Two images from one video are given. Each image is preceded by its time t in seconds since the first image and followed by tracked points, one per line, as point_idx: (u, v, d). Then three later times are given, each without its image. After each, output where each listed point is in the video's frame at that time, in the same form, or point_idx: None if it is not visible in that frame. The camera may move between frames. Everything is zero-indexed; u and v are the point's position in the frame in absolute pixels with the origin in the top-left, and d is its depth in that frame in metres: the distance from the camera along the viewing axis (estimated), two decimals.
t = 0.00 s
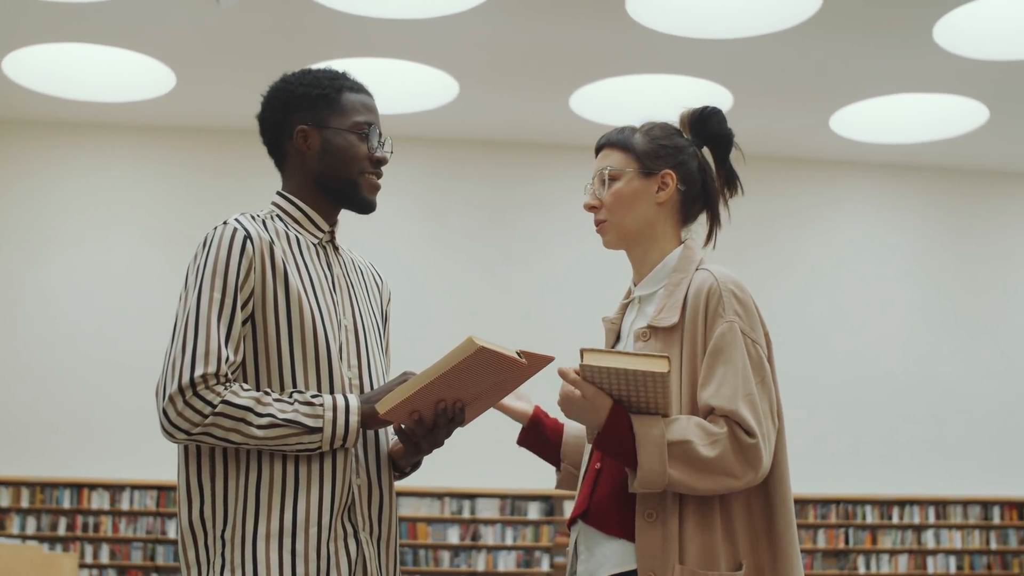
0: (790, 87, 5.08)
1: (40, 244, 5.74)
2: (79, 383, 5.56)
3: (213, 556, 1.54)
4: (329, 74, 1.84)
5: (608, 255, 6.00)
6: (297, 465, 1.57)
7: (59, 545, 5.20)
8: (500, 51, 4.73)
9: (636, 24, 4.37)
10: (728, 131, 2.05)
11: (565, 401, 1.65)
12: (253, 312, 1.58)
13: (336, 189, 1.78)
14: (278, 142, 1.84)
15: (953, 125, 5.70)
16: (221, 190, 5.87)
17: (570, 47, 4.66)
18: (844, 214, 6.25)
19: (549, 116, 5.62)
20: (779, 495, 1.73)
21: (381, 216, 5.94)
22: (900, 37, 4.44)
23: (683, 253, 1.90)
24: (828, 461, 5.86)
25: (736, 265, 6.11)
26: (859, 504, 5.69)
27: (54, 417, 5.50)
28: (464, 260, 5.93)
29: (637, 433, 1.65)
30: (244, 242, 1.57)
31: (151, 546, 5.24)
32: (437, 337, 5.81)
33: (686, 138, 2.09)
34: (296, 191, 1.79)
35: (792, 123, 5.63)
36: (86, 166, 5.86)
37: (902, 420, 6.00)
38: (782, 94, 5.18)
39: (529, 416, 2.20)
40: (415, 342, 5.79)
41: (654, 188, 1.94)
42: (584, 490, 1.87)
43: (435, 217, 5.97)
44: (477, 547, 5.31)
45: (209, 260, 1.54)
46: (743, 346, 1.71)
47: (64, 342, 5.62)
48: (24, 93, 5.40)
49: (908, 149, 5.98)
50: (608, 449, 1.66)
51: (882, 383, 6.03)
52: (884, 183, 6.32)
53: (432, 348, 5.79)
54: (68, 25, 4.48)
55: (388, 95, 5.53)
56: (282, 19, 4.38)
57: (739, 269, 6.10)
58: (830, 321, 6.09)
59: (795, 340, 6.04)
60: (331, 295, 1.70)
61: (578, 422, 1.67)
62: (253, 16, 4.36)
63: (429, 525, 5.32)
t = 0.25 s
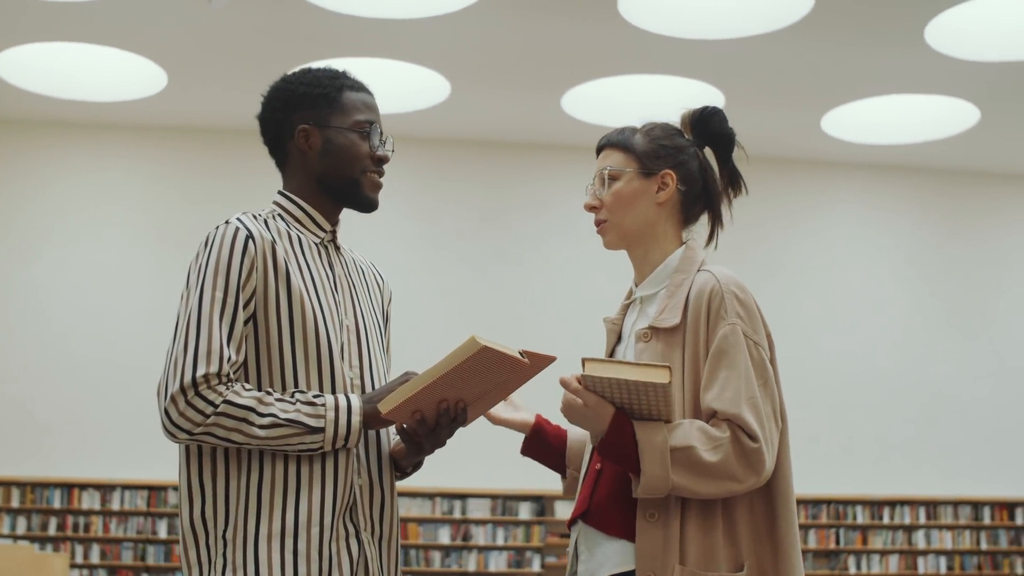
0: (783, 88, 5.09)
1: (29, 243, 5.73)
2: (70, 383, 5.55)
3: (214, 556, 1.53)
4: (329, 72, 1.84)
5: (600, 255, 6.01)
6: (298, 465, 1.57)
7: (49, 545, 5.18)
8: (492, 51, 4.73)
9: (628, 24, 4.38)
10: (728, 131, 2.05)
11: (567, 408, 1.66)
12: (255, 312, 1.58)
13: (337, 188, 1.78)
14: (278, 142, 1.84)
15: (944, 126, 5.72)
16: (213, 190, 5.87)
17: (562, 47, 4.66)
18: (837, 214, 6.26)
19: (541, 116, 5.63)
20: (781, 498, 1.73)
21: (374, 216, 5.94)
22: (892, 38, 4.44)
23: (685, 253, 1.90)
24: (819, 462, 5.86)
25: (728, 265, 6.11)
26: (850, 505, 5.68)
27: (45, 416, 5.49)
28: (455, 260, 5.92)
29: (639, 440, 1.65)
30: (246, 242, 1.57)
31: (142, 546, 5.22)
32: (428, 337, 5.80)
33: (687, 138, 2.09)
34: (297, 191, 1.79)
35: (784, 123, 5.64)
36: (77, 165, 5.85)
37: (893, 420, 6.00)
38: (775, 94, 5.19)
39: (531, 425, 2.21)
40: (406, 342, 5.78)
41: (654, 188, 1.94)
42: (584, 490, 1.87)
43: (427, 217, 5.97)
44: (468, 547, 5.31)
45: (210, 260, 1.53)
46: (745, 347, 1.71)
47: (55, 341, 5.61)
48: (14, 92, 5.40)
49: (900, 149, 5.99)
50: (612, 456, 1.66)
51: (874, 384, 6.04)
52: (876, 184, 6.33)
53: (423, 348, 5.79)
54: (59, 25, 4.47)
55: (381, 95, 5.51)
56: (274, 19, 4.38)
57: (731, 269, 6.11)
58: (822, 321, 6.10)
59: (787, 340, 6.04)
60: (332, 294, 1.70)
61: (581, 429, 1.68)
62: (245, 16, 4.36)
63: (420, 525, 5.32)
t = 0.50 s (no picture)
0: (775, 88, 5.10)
1: (18, 242, 5.72)
2: (59, 382, 5.53)
3: (218, 555, 1.53)
4: (331, 71, 1.83)
5: (592, 255, 6.01)
6: (302, 465, 1.57)
7: (40, 544, 5.14)
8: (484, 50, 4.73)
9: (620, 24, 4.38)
10: (730, 132, 2.06)
11: (570, 419, 1.67)
12: (258, 312, 1.58)
13: (338, 187, 1.78)
14: (279, 141, 1.84)
15: (933, 129, 5.74)
16: (204, 189, 5.86)
17: (554, 47, 4.67)
18: (828, 215, 6.27)
19: (533, 116, 5.63)
20: (786, 500, 1.73)
21: (366, 215, 5.93)
22: (883, 39, 4.45)
23: (685, 253, 1.90)
24: (810, 461, 5.87)
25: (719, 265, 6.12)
26: (841, 505, 5.67)
27: (35, 416, 5.47)
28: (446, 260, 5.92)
29: (642, 448, 1.66)
30: (249, 242, 1.57)
31: (133, 546, 5.20)
32: (419, 337, 5.80)
33: (689, 138, 2.09)
34: (299, 190, 1.79)
35: (775, 124, 5.65)
36: (66, 165, 5.83)
37: (884, 420, 6.02)
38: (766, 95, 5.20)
39: (539, 429, 2.19)
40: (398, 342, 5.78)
41: (655, 188, 1.94)
42: (586, 490, 1.87)
43: (418, 216, 5.96)
44: (459, 547, 5.30)
45: (214, 259, 1.53)
46: (747, 349, 1.71)
47: (45, 341, 5.59)
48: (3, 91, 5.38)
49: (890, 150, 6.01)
50: (617, 466, 1.67)
51: (864, 384, 6.05)
52: (867, 184, 6.34)
53: (414, 347, 5.79)
54: (49, 24, 4.46)
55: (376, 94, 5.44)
56: (265, 18, 4.37)
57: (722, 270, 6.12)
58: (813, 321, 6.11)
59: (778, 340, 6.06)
60: (335, 293, 1.69)
61: (585, 439, 1.69)
62: (236, 15, 4.35)
63: (411, 525, 5.31)
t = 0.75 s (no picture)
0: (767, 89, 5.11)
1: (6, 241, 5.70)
2: (49, 383, 5.52)
3: (223, 557, 1.53)
4: (333, 72, 1.83)
5: (582, 255, 6.01)
6: (306, 466, 1.57)
7: (29, 544, 5.12)
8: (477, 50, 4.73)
9: (612, 24, 4.38)
10: (732, 134, 2.06)
11: (570, 413, 1.66)
12: (262, 313, 1.58)
13: (340, 188, 1.78)
14: (281, 143, 1.84)
15: (922, 129, 5.76)
16: (195, 189, 5.84)
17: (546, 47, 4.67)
18: (819, 215, 6.29)
19: (524, 116, 5.63)
20: (787, 500, 1.73)
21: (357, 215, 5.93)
22: (874, 39, 4.46)
23: (687, 255, 1.90)
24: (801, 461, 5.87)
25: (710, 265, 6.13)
26: (831, 504, 5.67)
27: (25, 416, 5.45)
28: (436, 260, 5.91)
29: (642, 443, 1.66)
30: (253, 242, 1.56)
31: (123, 546, 5.17)
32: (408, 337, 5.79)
33: (690, 140, 2.09)
34: (302, 191, 1.79)
35: (766, 124, 5.66)
36: (56, 165, 5.82)
37: (874, 420, 6.03)
38: (757, 95, 5.21)
39: (539, 428, 2.19)
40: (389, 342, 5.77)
41: (656, 189, 1.94)
42: (589, 493, 1.88)
43: (408, 217, 5.95)
44: (449, 547, 5.29)
45: (218, 260, 1.53)
46: (748, 349, 1.71)
47: (34, 341, 5.57)
48: None
49: (879, 150, 6.02)
50: (616, 461, 1.67)
51: (856, 383, 6.07)
52: (857, 185, 6.36)
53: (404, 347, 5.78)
54: (39, 23, 4.44)
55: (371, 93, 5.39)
56: (257, 17, 4.37)
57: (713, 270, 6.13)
58: (803, 321, 6.12)
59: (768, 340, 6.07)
60: (339, 294, 1.69)
61: (584, 433, 1.68)
62: (228, 14, 4.34)
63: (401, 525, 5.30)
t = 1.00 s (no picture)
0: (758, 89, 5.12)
1: None
2: (37, 382, 5.49)
3: (226, 557, 1.53)
4: (336, 72, 1.83)
5: (573, 255, 6.02)
6: (309, 465, 1.57)
7: (18, 543, 5.10)
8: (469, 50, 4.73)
9: (603, 25, 4.39)
10: (734, 137, 2.06)
11: (574, 396, 1.67)
12: (265, 313, 1.58)
13: (342, 188, 1.78)
14: (284, 142, 1.84)
15: (911, 130, 5.78)
16: (185, 189, 5.84)
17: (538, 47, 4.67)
18: (809, 216, 6.31)
19: (516, 116, 5.64)
20: (787, 498, 1.74)
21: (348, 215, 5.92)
22: (864, 40, 4.48)
23: (687, 256, 1.91)
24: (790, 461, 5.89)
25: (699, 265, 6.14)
26: (819, 505, 5.67)
27: (13, 415, 5.43)
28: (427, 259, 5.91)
29: (646, 431, 1.66)
30: (256, 242, 1.56)
31: (111, 546, 5.15)
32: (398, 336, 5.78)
33: (692, 141, 2.10)
34: (304, 190, 1.79)
35: (757, 125, 5.68)
36: (45, 163, 5.80)
37: (864, 420, 6.05)
38: (748, 96, 5.22)
39: (538, 419, 2.20)
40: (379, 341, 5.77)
41: (657, 189, 1.95)
42: (591, 493, 1.88)
43: (399, 216, 5.95)
44: (438, 547, 5.29)
45: (220, 260, 1.53)
46: (749, 347, 1.72)
47: (22, 340, 5.55)
48: None
49: (869, 151, 6.04)
50: (617, 448, 1.67)
51: (845, 384, 6.09)
52: (847, 185, 6.38)
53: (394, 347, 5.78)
54: (29, 21, 4.43)
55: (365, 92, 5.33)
56: (249, 17, 4.36)
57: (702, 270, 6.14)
58: (793, 321, 6.13)
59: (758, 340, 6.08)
60: (341, 294, 1.69)
61: (588, 419, 1.68)
62: (219, 14, 4.34)
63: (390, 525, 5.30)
